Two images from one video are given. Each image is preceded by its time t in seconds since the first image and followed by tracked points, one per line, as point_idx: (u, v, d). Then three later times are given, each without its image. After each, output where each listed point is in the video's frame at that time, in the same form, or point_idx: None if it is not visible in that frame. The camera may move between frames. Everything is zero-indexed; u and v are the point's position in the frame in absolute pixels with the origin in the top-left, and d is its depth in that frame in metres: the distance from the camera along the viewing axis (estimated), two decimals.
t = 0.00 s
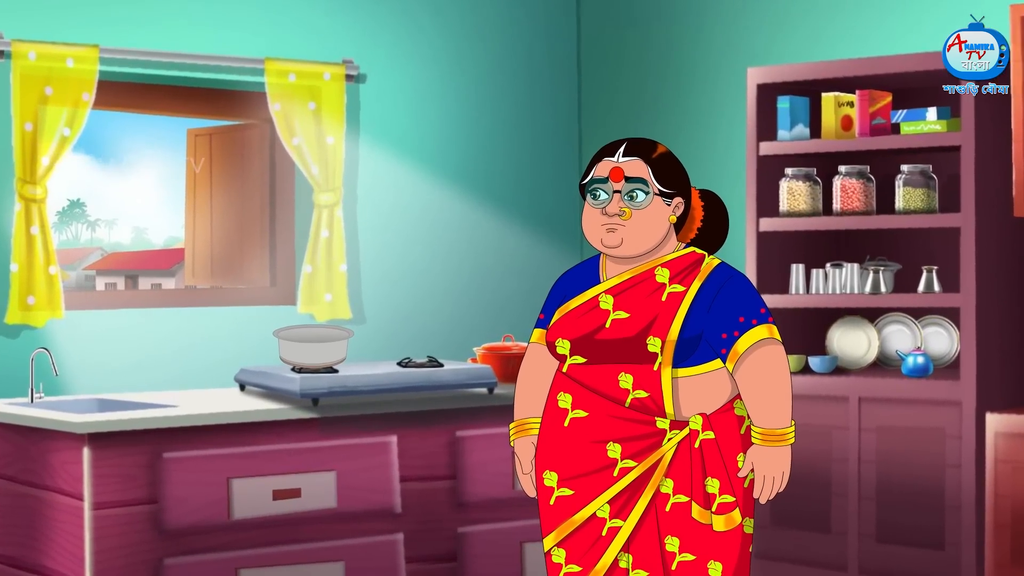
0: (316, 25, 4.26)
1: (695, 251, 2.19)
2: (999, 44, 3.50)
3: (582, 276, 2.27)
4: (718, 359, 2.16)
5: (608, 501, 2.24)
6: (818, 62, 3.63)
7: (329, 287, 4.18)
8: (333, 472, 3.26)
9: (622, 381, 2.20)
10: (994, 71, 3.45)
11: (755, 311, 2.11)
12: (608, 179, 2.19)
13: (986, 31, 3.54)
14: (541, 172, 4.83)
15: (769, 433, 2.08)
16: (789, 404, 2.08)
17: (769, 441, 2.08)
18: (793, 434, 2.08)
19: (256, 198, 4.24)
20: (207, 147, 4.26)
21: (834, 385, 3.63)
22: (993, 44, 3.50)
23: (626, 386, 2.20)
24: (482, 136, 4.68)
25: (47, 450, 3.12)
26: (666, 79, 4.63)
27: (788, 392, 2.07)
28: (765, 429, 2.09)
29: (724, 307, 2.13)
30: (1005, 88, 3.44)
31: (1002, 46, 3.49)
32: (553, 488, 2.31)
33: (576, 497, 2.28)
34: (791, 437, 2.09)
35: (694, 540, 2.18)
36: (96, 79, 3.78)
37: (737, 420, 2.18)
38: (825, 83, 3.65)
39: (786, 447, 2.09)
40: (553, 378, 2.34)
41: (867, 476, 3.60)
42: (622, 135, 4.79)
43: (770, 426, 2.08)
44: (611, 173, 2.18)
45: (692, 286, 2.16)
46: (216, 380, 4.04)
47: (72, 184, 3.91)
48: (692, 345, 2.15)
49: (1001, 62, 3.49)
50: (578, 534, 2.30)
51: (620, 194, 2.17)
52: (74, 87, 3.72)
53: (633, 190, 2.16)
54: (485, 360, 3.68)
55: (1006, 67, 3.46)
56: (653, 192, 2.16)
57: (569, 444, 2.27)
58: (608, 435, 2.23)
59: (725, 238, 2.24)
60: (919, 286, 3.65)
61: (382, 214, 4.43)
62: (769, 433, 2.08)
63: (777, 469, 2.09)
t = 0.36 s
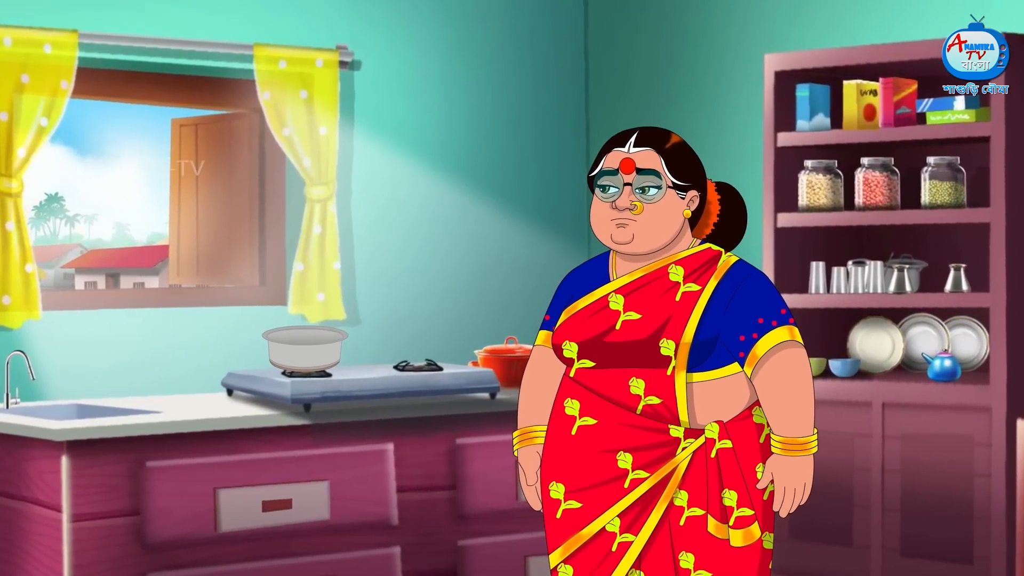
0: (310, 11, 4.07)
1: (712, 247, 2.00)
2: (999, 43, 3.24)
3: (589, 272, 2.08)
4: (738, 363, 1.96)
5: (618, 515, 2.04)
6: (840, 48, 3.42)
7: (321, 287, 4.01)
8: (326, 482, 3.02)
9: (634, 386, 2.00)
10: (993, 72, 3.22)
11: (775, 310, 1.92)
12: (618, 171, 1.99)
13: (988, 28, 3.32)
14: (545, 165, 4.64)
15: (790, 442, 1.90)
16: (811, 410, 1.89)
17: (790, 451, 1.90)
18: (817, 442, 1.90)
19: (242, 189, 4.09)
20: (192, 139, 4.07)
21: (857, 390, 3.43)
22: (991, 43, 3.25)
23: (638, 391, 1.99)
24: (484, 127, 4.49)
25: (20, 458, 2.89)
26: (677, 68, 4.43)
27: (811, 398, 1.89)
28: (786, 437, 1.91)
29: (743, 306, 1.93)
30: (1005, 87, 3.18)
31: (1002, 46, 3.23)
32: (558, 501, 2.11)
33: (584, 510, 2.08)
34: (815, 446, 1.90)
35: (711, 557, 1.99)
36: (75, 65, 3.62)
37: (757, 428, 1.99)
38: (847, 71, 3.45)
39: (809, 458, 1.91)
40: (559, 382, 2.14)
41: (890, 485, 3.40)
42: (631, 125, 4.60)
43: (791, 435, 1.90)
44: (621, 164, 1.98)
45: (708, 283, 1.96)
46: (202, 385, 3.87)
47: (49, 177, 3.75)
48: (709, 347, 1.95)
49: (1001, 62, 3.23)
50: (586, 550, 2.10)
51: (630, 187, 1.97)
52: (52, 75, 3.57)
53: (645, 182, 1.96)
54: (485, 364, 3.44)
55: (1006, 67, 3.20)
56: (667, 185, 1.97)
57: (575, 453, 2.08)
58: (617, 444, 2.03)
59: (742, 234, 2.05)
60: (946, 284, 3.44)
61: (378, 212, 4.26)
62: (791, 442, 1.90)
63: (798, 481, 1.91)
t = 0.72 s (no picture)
0: None
1: (726, 244, 1.85)
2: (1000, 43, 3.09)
3: (595, 271, 1.93)
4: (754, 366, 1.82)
5: (627, 527, 1.90)
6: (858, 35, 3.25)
7: (314, 285, 3.90)
8: (320, 491, 2.83)
9: (643, 391, 1.85)
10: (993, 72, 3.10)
11: (794, 310, 1.76)
12: (626, 164, 1.84)
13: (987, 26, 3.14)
14: (549, 158, 4.50)
15: (808, 449, 1.73)
16: (830, 415, 1.73)
17: (808, 459, 1.74)
18: (837, 450, 1.74)
19: (232, 187, 3.96)
20: (179, 131, 3.92)
21: (878, 394, 3.26)
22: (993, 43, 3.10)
23: (648, 396, 1.85)
24: (485, 119, 4.35)
25: None
26: (689, 56, 4.24)
27: (830, 400, 1.73)
28: (804, 445, 1.74)
29: (759, 306, 1.78)
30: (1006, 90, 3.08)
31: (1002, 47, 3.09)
32: (563, 512, 1.96)
33: (591, 522, 1.93)
34: (836, 454, 1.74)
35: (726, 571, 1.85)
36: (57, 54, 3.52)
37: (775, 435, 1.84)
38: (866, 59, 3.29)
39: (830, 467, 1.74)
40: (566, 388, 1.96)
41: (912, 494, 3.22)
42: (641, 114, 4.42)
43: (809, 442, 1.73)
44: (630, 156, 1.83)
45: (722, 282, 1.82)
46: (189, 387, 3.77)
47: (28, 171, 3.65)
48: (723, 349, 1.81)
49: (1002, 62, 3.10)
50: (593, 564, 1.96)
51: (640, 180, 1.82)
52: (33, 63, 3.47)
53: (655, 175, 1.82)
54: (486, 364, 3.25)
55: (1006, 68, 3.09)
56: (678, 178, 1.81)
57: (580, 461, 1.93)
58: (626, 452, 1.88)
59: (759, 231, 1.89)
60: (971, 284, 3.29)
61: (375, 207, 4.13)
62: (810, 450, 1.74)
63: (818, 491, 1.75)
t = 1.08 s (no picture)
0: None
1: (744, 241, 1.67)
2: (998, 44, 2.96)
3: (603, 268, 1.75)
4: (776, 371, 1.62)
5: (638, 543, 1.70)
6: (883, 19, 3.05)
7: (306, 285, 3.80)
8: (312, 501, 2.59)
9: (656, 397, 1.66)
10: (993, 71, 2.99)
11: (818, 310, 1.58)
12: (638, 155, 1.64)
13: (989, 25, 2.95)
14: (553, 147, 4.34)
15: (831, 460, 1.56)
16: (856, 423, 1.56)
17: (832, 471, 1.57)
18: (863, 461, 1.57)
19: (217, 176, 3.83)
20: (162, 122, 3.78)
21: (902, 399, 3.08)
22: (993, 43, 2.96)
23: (661, 403, 1.66)
24: (485, 106, 4.20)
25: None
26: (705, 41, 4.06)
27: (856, 406, 1.56)
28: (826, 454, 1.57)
29: (781, 304, 1.60)
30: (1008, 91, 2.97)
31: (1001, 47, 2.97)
32: (571, 527, 1.76)
33: (600, 538, 1.73)
34: (862, 464, 1.57)
35: None
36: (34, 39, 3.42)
37: (796, 444, 1.66)
38: (889, 45, 3.11)
39: (855, 478, 1.57)
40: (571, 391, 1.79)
41: (938, 506, 3.03)
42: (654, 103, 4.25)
43: (833, 452, 1.56)
44: (640, 148, 1.64)
45: (740, 278, 1.63)
46: (174, 392, 3.69)
47: (5, 163, 3.51)
48: (742, 352, 1.62)
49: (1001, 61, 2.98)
50: None
51: (652, 172, 1.63)
52: (8, 49, 3.37)
53: (669, 166, 1.62)
54: (491, 368, 3.04)
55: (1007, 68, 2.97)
56: (693, 171, 1.62)
57: (585, 472, 1.73)
58: (638, 462, 1.68)
59: (779, 226, 1.72)
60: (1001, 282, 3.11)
61: (370, 202, 3.99)
62: (834, 460, 1.56)
63: (843, 504, 1.57)
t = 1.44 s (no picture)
0: None
1: (765, 236, 1.54)
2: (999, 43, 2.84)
3: (613, 265, 1.62)
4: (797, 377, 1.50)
5: (652, 560, 1.58)
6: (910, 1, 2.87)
7: (297, 285, 3.67)
8: (303, 514, 2.42)
9: (671, 404, 1.54)
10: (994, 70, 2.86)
11: (845, 311, 1.45)
12: (651, 144, 1.53)
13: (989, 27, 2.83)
14: (559, 139, 4.18)
15: (859, 471, 1.44)
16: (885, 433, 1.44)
17: (859, 482, 1.45)
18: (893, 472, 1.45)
19: (207, 172, 3.71)
20: (146, 110, 3.68)
21: (929, 405, 2.88)
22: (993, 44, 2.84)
23: (676, 410, 1.54)
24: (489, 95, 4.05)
25: None
26: (719, 24, 3.82)
27: (885, 413, 1.43)
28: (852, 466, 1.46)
29: (805, 305, 1.47)
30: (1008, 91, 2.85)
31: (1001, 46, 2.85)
32: (579, 544, 1.64)
33: (611, 555, 1.62)
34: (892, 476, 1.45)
35: None
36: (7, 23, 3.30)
37: (822, 455, 1.54)
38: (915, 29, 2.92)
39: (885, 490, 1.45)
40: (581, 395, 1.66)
41: (969, 519, 2.83)
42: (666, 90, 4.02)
43: (861, 462, 1.44)
44: (654, 136, 1.52)
45: (762, 277, 1.50)
46: (155, 400, 3.56)
47: None
48: (764, 356, 1.50)
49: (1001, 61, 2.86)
50: None
51: (667, 163, 1.51)
52: None
53: (684, 156, 1.50)
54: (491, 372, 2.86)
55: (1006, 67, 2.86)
56: (710, 161, 1.50)
57: (595, 485, 1.61)
58: (652, 473, 1.57)
59: (803, 221, 1.56)
60: None
61: (366, 196, 3.86)
62: (861, 471, 1.45)
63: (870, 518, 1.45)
